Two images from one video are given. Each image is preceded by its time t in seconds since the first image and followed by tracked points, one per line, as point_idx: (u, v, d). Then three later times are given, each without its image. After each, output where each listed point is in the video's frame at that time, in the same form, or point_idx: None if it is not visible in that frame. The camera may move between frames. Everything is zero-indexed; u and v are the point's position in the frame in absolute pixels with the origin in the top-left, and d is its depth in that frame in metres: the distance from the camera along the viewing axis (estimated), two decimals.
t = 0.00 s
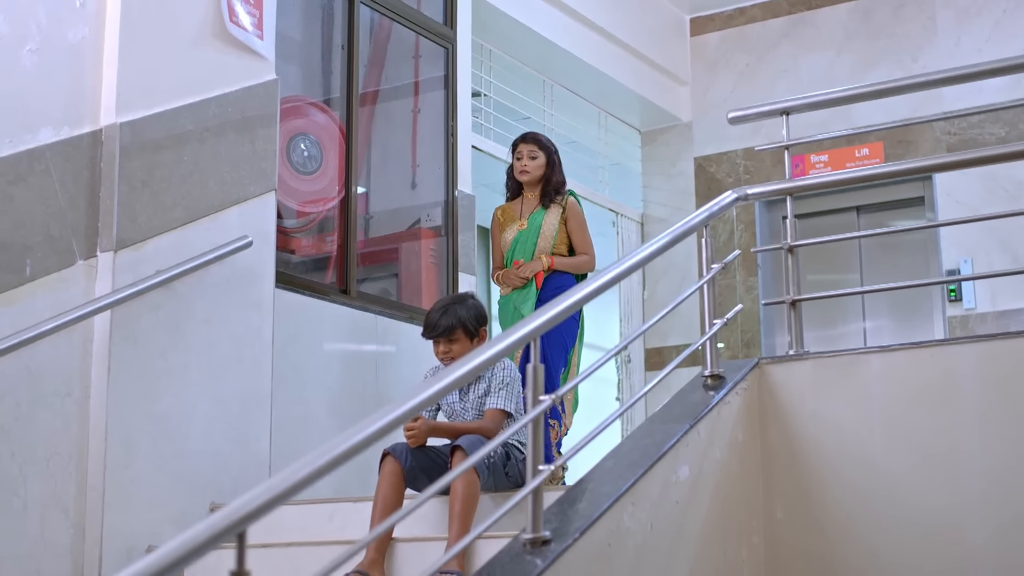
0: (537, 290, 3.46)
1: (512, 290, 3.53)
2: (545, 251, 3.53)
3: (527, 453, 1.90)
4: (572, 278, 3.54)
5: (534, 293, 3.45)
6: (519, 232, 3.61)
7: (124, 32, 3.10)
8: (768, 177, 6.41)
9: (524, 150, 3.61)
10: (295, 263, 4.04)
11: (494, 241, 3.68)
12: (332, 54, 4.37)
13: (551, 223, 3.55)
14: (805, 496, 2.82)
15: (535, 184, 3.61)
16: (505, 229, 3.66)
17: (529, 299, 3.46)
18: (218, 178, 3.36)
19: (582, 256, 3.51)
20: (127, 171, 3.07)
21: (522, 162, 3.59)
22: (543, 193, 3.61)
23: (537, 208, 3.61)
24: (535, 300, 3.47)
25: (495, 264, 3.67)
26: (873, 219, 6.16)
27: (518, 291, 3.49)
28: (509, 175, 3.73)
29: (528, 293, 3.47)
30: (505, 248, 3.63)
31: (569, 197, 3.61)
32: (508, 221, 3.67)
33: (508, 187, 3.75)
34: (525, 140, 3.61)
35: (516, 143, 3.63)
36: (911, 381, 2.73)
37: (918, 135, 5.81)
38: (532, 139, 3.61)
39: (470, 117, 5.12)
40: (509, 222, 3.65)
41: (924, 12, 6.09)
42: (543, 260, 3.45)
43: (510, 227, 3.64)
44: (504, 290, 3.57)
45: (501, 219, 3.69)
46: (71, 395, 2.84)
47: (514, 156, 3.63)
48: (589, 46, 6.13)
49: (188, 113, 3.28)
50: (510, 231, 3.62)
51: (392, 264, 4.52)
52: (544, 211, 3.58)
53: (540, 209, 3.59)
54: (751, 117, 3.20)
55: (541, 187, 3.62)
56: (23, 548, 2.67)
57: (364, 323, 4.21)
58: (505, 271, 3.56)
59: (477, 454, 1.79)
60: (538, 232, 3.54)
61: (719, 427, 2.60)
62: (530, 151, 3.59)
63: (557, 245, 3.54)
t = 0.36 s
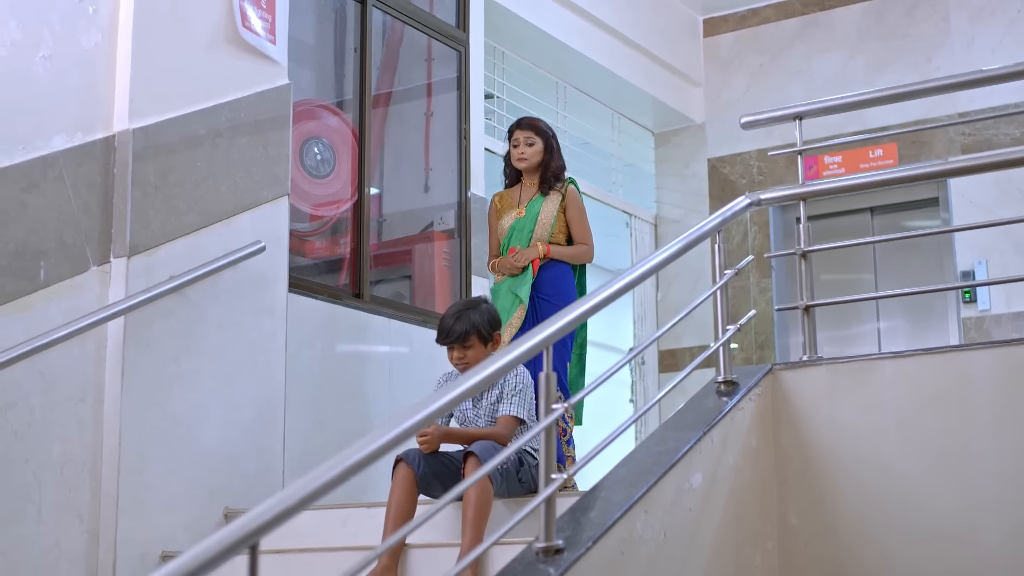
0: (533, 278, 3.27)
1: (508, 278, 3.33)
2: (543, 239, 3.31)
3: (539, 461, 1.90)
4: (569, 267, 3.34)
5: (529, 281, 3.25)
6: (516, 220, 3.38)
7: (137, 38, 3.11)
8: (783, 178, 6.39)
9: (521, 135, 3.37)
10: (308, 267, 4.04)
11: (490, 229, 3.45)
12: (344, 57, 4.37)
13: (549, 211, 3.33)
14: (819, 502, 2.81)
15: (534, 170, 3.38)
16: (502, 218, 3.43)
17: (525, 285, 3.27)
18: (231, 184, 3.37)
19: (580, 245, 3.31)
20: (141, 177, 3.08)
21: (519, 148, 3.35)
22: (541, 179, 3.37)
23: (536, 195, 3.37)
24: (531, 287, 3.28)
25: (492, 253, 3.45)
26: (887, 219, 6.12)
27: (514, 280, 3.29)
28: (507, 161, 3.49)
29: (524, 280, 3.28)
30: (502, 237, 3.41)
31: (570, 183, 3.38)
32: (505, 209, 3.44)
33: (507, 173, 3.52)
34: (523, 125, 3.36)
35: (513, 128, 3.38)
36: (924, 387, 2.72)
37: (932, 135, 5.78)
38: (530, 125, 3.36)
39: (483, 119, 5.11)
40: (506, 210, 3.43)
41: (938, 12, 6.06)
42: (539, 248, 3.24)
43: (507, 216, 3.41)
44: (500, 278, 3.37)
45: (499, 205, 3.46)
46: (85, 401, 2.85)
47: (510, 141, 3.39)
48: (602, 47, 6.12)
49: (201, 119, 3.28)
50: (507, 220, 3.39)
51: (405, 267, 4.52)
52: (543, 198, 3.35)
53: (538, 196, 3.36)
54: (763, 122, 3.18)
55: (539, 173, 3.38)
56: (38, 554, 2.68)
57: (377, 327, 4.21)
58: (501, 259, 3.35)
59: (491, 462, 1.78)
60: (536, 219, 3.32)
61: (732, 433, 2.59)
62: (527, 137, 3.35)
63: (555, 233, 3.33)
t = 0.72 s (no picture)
0: (530, 275, 3.16)
1: (502, 274, 3.23)
2: (539, 234, 3.22)
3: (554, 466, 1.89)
4: (566, 263, 3.23)
5: (526, 278, 3.14)
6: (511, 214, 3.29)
7: (152, 41, 3.12)
8: (798, 175, 6.36)
9: (516, 127, 3.26)
10: (323, 267, 4.05)
11: (484, 223, 3.37)
12: (358, 57, 4.37)
13: (545, 205, 3.23)
14: (835, 505, 2.79)
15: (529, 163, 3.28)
16: (495, 211, 3.35)
17: (520, 283, 3.16)
18: (245, 185, 3.37)
19: (577, 240, 3.21)
20: (155, 179, 3.08)
21: (514, 143, 3.25)
22: (537, 172, 3.27)
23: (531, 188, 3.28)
24: (527, 285, 3.16)
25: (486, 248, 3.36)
26: (903, 216, 6.08)
27: (509, 277, 3.18)
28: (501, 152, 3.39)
29: (520, 277, 3.17)
30: (497, 231, 3.32)
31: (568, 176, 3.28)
32: (499, 202, 3.35)
33: (502, 164, 3.42)
34: (519, 119, 3.26)
35: (509, 121, 3.28)
36: (941, 390, 2.70)
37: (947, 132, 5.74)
38: (526, 118, 3.26)
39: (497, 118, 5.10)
40: (500, 204, 3.34)
41: (954, 9, 6.02)
42: (535, 243, 3.14)
43: (501, 210, 3.32)
44: (494, 274, 3.26)
45: (493, 199, 3.37)
46: (100, 403, 2.86)
47: (505, 134, 3.28)
48: (616, 46, 6.10)
49: (215, 121, 3.29)
50: (501, 213, 3.31)
51: (420, 267, 4.51)
52: (538, 192, 3.26)
53: (534, 190, 3.26)
54: (777, 123, 3.17)
55: (535, 166, 3.28)
56: (54, 556, 2.69)
57: (392, 326, 4.21)
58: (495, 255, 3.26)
59: (505, 467, 1.80)
60: (531, 213, 3.23)
61: (747, 436, 2.58)
62: (523, 131, 3.25)
63: (551, 227, 3.23)
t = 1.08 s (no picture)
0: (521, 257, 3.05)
1: (489, 257, 3.10)
2: (528, 216, 3.12)
3: (564, 468, 1.89)
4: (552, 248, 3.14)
5: (517, 259, 3.03)
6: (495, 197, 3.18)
7: (161, 41, 3.12)
8: (809, 172, 6.34)
9: (500, 108, 3.19)
10: (333, 265, 4.05)
11: (466, 207, 3.25)
12: (368, 55, 4.37)
13: (531, 186, 3.15)
14: (846, 505, 2.78)
15: (513, 145, 3.20)
16: (478, 195, 3.24)
17: (512, 264, 3.04)
18: (254, 185, 3.37)
19: (565, 223, 3.12)
20: (165, 180, 3.09)
21: (499, 123, 3.18)
22: (521, 154, 3.19)
23: (516, 170, 3.19)
24: (518, 267, 3.06)
25: (468, 232, 3.25)
26: (914, 213, 6.05)
27: (498, 259, 3.06)
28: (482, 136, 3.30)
29: (510, 259, 3.05)
30: (481, 214, 3.21)
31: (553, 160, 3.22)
32: (481, 185, 3.24)
33: (483, 148, 3.33)
34: (504, 99, 3.19)
35: (493, 102, 3.21)
36: (952, 390, 2.69)
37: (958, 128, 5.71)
38: (511, 98, 3.19)
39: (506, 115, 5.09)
40: (483, 187, 3.24)
41: (965, 6, 5.99)
42: (529, 224, 3.03)
43: (485, 193, 3.21)
44: (480, 257, 3.14)
45: (474, 182, 3.27)
46: (110, 404, 2.86)
47: (489, 115, 3.21)
48: (626, 43, 6.08)
49: (225, 120, 3.29)
50: (485, 196, 3.20)
51: (430, 265, 4.50)
52: (523, 173, 3.17)
53: (519, 171, 3.18)
54: (787, 122, 3.16)
55: (519, 149, 3.20)
56: (66, 557, 2.70)
57: (402, 325, 4.20)
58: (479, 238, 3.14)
59: (516, 468, 1.80)
60: (518, 194, 3.14)
61: (758, 437, 2.57)
62: (508, 112, 3.18)
63: (540, 209, 3.14)
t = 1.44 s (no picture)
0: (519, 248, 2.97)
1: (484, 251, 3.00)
2: (523, 208, 3.02)
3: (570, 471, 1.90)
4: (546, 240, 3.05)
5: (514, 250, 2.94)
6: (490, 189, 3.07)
7: (168, 41, 3.12)
8: (816, 170, 6.33)
9: (494, 97, 3.06)
10: (339, 264, 4.05)
11: (458, 198, 3.13)
12: (375, 54, 4.37)
13: (527, 178, 3.04)
14: (854, 506, 2.78)
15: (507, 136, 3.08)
16: (471, 187, 3.12)
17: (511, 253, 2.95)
18: (261, 185, 3.37)
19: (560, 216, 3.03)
20: (172, 180, 3.09)
21: (494, 114, 3.04)
22: (515, 145, 3.08)
23: (510, 162, 3.07)
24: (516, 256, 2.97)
25: (459, 224, 3.13)
26: (921, 210, 6.04)
27: (494, 253, 2.95)
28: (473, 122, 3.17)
29: (508, 250, 2.96)
30: (474, 207, 3.09)
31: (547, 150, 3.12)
32: (474, 177, 3.12)
33: (473, 135, 3.20)
34: (498, 88, 3.05)
35: (487, 91, 3.07)
36: (959, 391, 2.68)
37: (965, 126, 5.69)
38: (506, 87, 3.05)
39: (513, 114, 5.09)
40: (475, 178, 3.11)
41: (972, 3, 5.97)
42: (531, 216, 2.93)
43: (478, 185, 3.10)
44: (473, 250, 3.03)
45: (466, 173, 3.14)
46: (117, 405, 2.87)
47: (482, 104, 3.07)
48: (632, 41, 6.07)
49: (232, 121, 3.29)
50: (479, 188, 3.08)
51: (437, 263, 4.50)
52: (518, 165, 3.06)
53: (513, 163, 3.06)
54: (793, 123, 3.15)
55: (513, 139, 3.08)
56: (73, 558, 2.71)
57: (409, 325, 4.20)
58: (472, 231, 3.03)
59: (523, 471, 1.81)
60: (514, 186, 3.03)
61: (765, 438, 2.57)
62: (502, 102, 3.05)
63: (535, 202, 3.04)
